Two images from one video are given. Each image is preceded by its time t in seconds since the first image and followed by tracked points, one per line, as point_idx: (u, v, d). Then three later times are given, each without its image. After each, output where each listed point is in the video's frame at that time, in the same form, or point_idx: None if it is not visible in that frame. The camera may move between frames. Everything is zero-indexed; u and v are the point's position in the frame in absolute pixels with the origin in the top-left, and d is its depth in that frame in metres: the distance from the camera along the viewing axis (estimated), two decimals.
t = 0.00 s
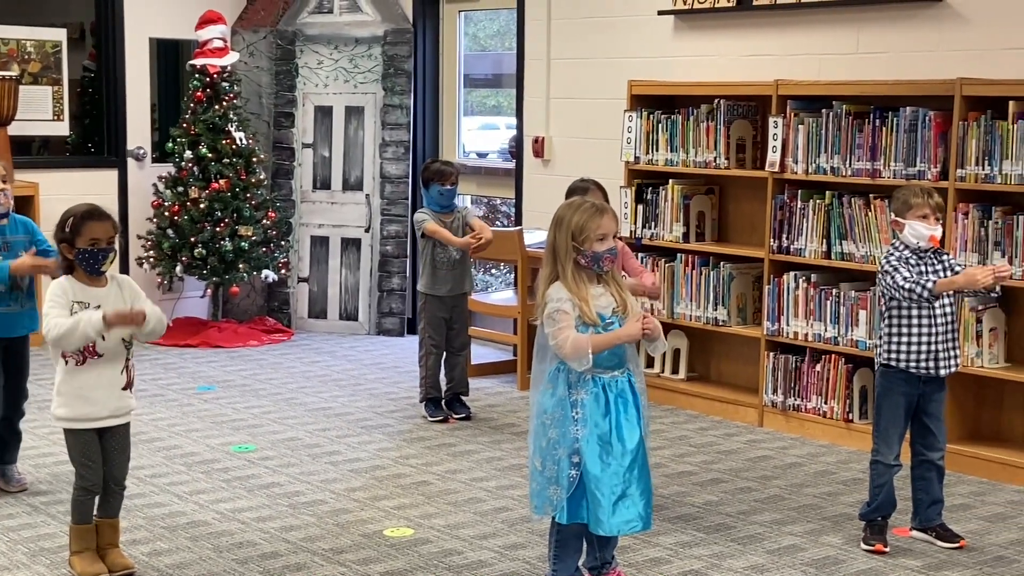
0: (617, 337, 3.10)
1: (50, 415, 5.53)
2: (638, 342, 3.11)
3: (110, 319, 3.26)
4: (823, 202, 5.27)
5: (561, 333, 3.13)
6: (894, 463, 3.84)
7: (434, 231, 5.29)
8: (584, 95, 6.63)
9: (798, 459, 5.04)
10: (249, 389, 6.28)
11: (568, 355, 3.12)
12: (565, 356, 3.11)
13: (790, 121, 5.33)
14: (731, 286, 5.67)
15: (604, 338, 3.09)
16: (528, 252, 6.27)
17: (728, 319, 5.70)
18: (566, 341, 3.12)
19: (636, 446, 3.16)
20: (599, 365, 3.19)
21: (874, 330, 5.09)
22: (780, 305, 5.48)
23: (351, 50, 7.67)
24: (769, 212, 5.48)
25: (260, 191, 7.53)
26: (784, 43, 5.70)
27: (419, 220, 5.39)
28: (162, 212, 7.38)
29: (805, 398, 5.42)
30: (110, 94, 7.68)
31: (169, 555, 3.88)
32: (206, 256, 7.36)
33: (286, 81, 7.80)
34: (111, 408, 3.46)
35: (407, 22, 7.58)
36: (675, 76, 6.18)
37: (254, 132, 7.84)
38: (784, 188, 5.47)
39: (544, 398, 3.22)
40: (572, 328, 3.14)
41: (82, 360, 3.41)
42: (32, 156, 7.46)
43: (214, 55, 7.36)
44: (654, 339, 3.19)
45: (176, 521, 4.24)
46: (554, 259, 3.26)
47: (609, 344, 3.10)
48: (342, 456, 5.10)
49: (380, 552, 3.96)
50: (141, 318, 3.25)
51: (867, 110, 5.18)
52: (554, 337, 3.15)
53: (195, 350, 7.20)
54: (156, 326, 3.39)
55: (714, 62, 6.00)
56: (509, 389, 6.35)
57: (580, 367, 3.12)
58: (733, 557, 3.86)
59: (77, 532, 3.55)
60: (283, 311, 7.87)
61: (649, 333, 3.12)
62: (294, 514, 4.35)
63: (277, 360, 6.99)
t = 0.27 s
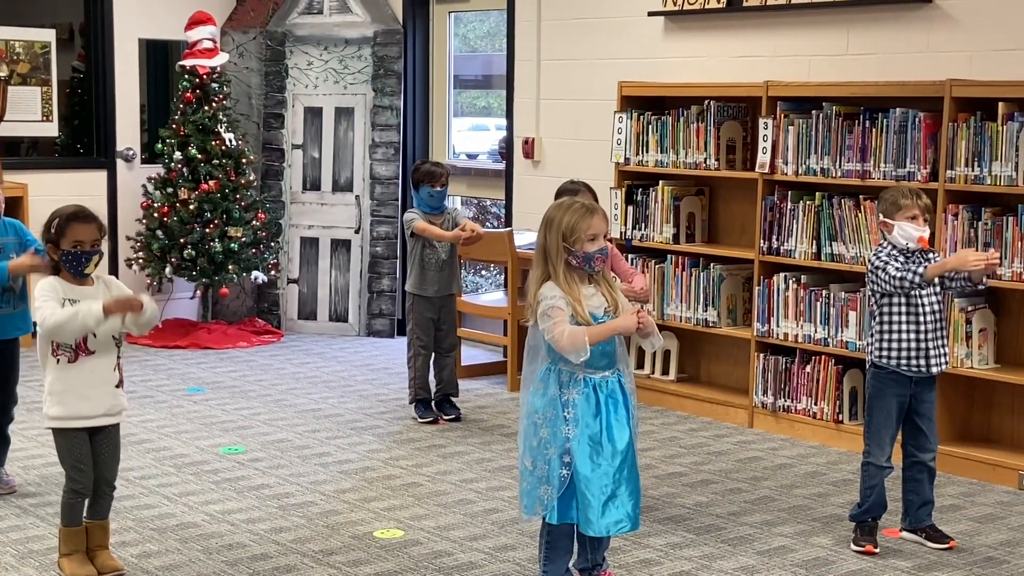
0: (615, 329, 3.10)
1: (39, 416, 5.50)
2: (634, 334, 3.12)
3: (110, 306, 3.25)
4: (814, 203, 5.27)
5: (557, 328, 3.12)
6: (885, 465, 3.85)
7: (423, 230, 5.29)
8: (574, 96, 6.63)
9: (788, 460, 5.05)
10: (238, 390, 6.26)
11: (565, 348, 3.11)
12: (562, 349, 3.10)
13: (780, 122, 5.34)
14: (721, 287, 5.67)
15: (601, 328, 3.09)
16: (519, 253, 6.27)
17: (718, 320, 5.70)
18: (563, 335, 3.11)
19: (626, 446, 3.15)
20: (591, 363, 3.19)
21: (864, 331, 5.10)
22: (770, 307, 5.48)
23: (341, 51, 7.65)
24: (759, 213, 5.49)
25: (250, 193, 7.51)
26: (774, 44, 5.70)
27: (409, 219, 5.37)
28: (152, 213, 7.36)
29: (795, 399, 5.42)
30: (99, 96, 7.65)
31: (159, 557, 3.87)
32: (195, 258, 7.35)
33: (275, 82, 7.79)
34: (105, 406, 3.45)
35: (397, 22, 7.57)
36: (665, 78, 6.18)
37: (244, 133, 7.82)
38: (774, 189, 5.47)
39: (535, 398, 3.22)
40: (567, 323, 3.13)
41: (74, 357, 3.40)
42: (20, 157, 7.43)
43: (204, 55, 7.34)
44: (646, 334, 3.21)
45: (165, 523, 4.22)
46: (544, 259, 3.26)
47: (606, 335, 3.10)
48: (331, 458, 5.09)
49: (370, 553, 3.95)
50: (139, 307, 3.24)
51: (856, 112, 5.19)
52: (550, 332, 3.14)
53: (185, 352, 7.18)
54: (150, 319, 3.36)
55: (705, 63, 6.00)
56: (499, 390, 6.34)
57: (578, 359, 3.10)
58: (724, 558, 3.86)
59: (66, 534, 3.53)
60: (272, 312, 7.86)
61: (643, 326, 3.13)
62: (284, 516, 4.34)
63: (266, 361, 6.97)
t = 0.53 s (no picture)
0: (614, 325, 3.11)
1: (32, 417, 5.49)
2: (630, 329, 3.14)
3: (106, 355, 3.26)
4: (807, 203, 5.28)
5: (556, 329, 3.12)
6: (881, 466, 3.84)
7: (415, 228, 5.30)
8: (568, 96, 6.63)
9: (782, 461, 5.05)
10: (232, 391, 6.25)
11: (565, 349, 3.10)
12: (563, 350, 3.10)
13: (774, 123, 5.34)
14: (715, 288, 5.67)
15: (600, 325, 3.10)
16: (512, 254, 6.27)
17: (712, 321, 5.70)
18: (562, 335, 3.11)
19: (620, 445, 3.16)
20: (584, 363, 3.19)
21: (857, 331, 5.10)
22: (763, 307, 5.48)
23: (335, 51, 7.65)
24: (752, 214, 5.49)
25: (243, 193, 7.50)
26: (768, 45, 5.71)
27: (402, 218, 5.37)
28: (145, 214, 7.35)
29: (789, 399, 5.42)
30: (92, 95, 7.64)
31: (152, 558, 3.86)
32: (189, 258, 7.33)
33: (269, 82, 7.78)
34: (96, 421, 3.44)
35: (390, 23, 7.56)
36: (659, 79, 6.18)
37: (238, 133, 7.81)
38: (768, 189, 5.47)
39: (529, 398, 3.21)
40: (566, 325, 3.13)
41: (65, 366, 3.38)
42: (13, 157, 7.42)
43: (197, 55, 7.34)
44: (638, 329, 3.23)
45: (159, 523, 4.22)
46: (539, 259, 3.25)
47: (605, 332, 3.11)
48: (325, 458, 5.09)
49: (364, 554, 3.94)
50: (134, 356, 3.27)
51: (850, 112, 5.19)
52: (548, 333, 3.14)
53: (178, 352, 7.17)
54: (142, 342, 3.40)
55: (699, 63, 6.00)
56: (493, 391, 6.34)
57: (578, 358, 3.11)
58: (718, 558, 3.86)
59: (58, 537, 3.52)
60: (268, 313, 7.90)
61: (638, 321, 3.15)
62: (278, 516, 4.34)
63: (260, 362, 6.96)
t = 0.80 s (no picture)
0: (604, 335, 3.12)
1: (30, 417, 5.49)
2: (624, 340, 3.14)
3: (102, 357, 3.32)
4: (806, 203, 5.28)
5: (549, 331, 3.12)
6: (880, 467, 3.84)
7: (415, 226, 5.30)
8: (566, 97, 6.62)
9: (780, 461, 5.05)
10: (230, 391, 6.25)
11: (555, 353, 3.10)
12: (553, 354, 3.10)
13: (772, 123, 5.34)
14: (713, 288, 5.67)
15: (592, 333, 3.10)
16: (511, 254, 6.26)
17: (710, 321, 5.70)
18: (554, 339, 3.11)
19: (614, 446, 3.15)
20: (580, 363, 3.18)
21: (855, 332, 5.10)
22: (761, 307, 5.48)
23: (333, 51, 7.65)
24: (751, 214, 5.49)
25: (241, 193, 7.50)
26: (766, 45, 5.71)
27: (401, 217, 5.37)
28: (144, 213, 7.35)
29: (787, 399, 5.42)
30: (90, 95, 7.64)
31: (150, 558, 3.86)
32: (187, 258, 7.32)
33: (267, 82, 7.77)
34: (93, 414, 3.44)
35: (389, 22, 7.56)
36: (657, 79, 6.18)
37: (236, 134, 7.81)
38: (767, 189, 5.47)
39: (523, 397, 3.21)
40: (560, 327, 3.13)
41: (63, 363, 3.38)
42: (11, 157, 7.41)
43: (195, 55, 7.33)
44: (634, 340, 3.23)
45: (156, 524, 4.21)
46: (540, 258, 3.25)
47: (596, 341, 3.11)
48: (323, 459, 5.08)
49: (362, 554, 3.94)
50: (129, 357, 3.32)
51: (848, 112, 5.19)
52: (542, 335, 3.14)
53: (176, 352, 7.16)
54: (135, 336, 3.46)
55: (697, 63, 6.00)
56: (491, 391, 6.34)
57: (568, 364, 3.11)
58: (716, 559, 3.86)
59: (56, 536, 3.51)
60: (266, 313, 7.90)
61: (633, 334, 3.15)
62: (276, 516, 4.33)
63: (258, 362, 6.96)
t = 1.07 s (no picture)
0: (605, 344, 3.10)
1: (32, 416, 5.49)
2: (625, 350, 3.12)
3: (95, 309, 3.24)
4: (808, 203, 5.28)
5: (549, 333, 3.12)
6: (883, 467, 3.84)
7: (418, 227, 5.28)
8: (568, 96, 6.62)
9: (782, 461, 5.04)
10: (232, 390, 6.25)
11: (554, 356, 3.10)
12: (552, 357, 3.10)
13: (774, 122, 5.34)
14: (715, 287, 5.67)
15: (592, 341, 3.09)
16: (513, 253, 6.26)
17: (712, 320, 5.69)
18: (553, 342, 3.10)
19: (616, 447, 3.15)
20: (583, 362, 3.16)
21: (858, 331, 5.09)
22: (764, 307, 5.48)
23: (335, 50, 7.64)
24: (753, 213, 5.48)
25: (243, 192, 7.49)
26: (768, 44, 5.70)
27: (404, 216, 5.36)
28: (145, 213, 7.35)
29: (789, 399, 5.42)
30: (92, 94, 7.64)
31: (152, 557, 3.86)
32: (189, 257, 7.32)
33: (269, 81, 7.77)
34: (94, 405, 3.44)
35: (391, 22, 7.55)
36: (659, 78, 6.18)
37: (237, 133, 7.81)
38: (769, 189, 5.47)
39: (525, 396, 3.21)
40: (559, 329, 3.13)
41: (64, 358, 3.38)
42: (13, 156, 7.41)
43: (197, 55, 7.33)
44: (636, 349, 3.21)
45: (158, 523, 4.21)
46: (542, 258, 3.25)
47: (596, 348, 3.10)
48: (325, 458, 5.08)
49: (364, 554, 3.94)
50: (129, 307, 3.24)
51: (851, 112, 5.19)
52: (541, 336, 3.14)
53: (178, 351, 7.16)
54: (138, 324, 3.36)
55: (699, 63, 6.00)
56: (493, 390, 6.33)
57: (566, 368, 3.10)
58: (718, 558, 3.86)
59: (57, 534, 3.52)
60: (268, 313, 7.89)
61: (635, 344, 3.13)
62: (277, 516, 4.33)
63: (260, 361, 6.96)
